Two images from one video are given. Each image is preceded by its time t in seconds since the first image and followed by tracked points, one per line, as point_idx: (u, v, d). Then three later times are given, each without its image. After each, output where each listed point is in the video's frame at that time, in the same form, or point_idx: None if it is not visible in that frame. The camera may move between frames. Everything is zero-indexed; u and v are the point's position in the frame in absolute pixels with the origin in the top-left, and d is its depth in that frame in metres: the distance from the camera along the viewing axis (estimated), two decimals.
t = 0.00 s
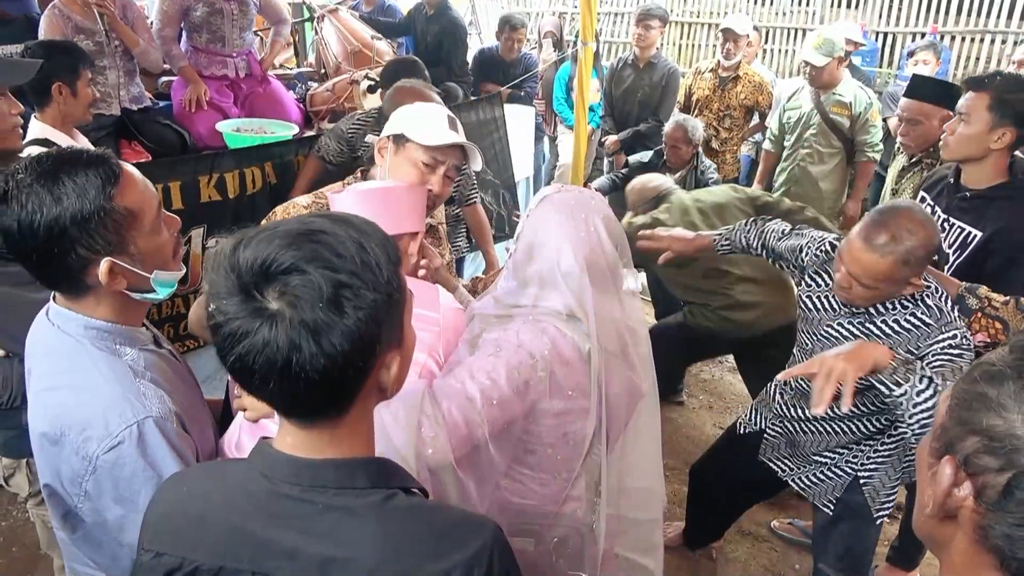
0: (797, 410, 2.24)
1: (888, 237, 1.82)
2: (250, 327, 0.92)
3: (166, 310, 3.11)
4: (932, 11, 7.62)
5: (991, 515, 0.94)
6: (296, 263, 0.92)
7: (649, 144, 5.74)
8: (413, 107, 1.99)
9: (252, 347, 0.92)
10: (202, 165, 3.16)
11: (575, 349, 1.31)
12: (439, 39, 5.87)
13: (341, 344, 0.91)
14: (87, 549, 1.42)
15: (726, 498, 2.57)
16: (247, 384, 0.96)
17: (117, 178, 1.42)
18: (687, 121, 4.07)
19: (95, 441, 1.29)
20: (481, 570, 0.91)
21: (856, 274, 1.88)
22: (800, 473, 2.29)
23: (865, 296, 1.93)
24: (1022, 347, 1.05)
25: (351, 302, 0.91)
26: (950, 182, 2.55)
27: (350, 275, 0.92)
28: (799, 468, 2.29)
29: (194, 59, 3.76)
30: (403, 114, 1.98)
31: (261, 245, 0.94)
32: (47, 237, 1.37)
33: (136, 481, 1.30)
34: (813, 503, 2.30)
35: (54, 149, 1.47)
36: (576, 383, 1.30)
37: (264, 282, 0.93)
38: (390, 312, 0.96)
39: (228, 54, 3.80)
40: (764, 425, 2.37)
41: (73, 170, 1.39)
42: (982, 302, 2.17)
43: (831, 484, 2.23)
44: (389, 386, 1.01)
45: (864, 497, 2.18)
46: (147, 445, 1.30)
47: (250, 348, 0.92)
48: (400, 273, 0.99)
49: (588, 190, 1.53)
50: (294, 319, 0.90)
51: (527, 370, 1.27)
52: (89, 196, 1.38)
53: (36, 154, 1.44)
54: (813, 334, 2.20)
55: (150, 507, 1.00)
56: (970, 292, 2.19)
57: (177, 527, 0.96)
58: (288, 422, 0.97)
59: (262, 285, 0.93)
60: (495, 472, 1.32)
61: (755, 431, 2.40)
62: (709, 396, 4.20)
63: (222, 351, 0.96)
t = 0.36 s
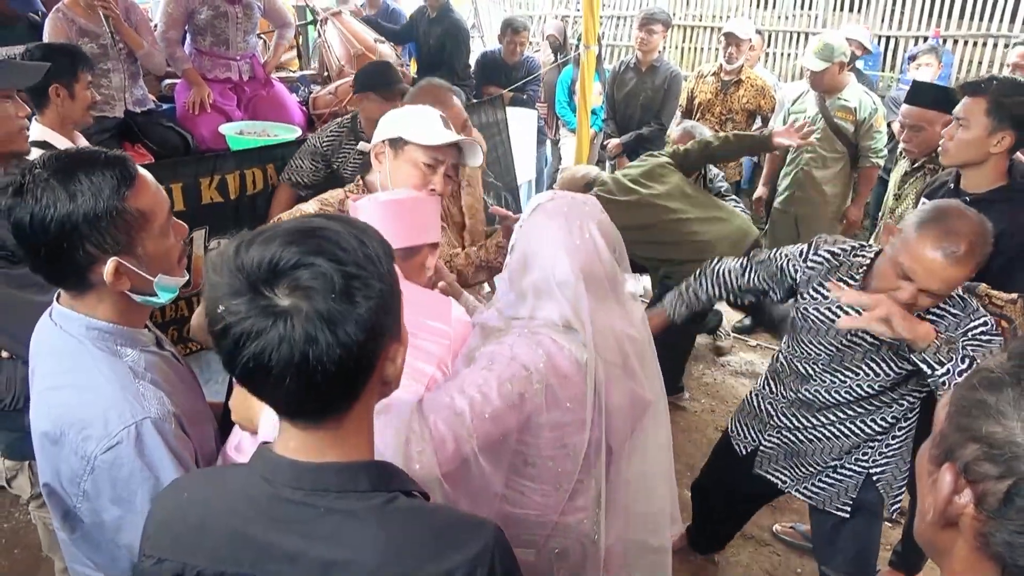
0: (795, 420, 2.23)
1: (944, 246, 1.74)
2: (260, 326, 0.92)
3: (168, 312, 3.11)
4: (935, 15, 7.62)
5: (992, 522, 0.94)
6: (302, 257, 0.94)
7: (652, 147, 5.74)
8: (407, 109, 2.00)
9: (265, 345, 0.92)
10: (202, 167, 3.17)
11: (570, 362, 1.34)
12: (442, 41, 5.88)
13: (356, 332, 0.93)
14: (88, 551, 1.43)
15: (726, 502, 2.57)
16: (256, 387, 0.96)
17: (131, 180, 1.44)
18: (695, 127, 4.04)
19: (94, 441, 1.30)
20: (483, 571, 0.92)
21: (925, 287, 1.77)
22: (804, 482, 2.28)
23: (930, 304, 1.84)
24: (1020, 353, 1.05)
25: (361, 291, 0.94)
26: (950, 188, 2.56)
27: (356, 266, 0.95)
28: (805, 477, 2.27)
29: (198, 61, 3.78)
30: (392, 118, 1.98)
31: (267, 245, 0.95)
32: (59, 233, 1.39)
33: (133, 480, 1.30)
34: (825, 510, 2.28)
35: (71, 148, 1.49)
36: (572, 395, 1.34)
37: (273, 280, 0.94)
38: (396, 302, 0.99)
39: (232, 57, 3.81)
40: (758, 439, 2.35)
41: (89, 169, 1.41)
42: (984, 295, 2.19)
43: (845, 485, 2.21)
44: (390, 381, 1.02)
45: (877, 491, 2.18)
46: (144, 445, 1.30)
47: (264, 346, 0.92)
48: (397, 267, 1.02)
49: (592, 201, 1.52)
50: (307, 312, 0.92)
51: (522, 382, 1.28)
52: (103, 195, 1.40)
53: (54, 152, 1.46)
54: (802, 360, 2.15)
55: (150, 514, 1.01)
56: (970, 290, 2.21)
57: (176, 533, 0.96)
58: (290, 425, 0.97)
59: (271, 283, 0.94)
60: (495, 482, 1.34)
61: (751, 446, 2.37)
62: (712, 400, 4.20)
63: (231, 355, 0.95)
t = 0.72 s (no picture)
0: (796, 428, 2.22)
1: (943, 242, 1.75)
2: (273, 327, 0.92)
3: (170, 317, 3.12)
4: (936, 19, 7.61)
5: (985, 528, 0.94)
6: (313, 258, 0.94)
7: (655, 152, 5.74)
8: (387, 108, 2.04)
9: (278, 345, 0.92)
10: (204, 173, 3.19)
11: (592, 375, 1.32)
12: (444, 47, 5.89)
13: (368, 331, 0.94)
14: (91, 557, 1.43)
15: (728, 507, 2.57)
16: (265, 389, 0.96)
17: (135, 188, 1.45)
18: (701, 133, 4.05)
19: (96, 448, 1.30)
20: None
21: (931, 282, 1.78)
22: (805, 489, 2.25)
23: (933, 295, 1.85)
24: (1012, 358, 1.05)
25: (372, 291, 0.95)
26: (953, 194, 2.58)
27: (366, 266, 0.96)
28: (806, 485, 2.24)
29: (200, 68, 3.79)
30: (375, 118, 2.00)
31: (278, 248, 0.96)
32: (60, 239, 1.39)
33: (137, 486, 1.31)
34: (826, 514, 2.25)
35: (75, 156, 1.49)
36: (588, 413, 1.33)
37: (284, 282, 0.94)
38: (403, 303, 1.00)
39: (234, 64, 3.82)
40: (758, 450, 2.33)
41: (93, 177, 1.42)
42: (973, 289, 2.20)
43: (846, 487, 2.19)
44: (395, 384, 1.03)
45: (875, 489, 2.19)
46: (147, 450, 1.31)
47: (278, 346, 0.92)
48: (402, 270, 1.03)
49: (595, 208, 1.47)
50: (321, 311, 0.92)
51: (539, 402, 1.27)
52: (106, 203, 1.40)
53: (59, 159, 1.47)
54: (803, 372, 2.13)
55: (155, 520, 1.01)
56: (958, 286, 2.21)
57: (180, 539, 0.97)
58: (296, 428, 0.98)
59: (282, 285, 0.94)
60: (516, 493, 1.32)
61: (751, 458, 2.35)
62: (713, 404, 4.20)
63: (242, 357, 0.95)
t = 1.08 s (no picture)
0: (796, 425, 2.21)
1: (908, 209, 1.75)
2: (279, 329, 0.92)
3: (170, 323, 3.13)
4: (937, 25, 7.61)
5: (980, 536, 0.93)
6: (318, 261, 0.94)
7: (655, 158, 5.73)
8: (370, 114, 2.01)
9: (284, 347, 0.92)
10: (206, 178, 3.20)
11: (600, 371, 1.33)
12: (444, 52, 5.89)
13: (373, 331, 0.94)
14: (96, 565, 1.43)
15: (728, 512, 2.56)
16: (270, 392, 0.95)
17: (142, 192, 1.46)
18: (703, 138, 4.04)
19: (102, 453, 1.30)
20: None
21: (908, 249, 1.76)
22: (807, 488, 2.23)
23: (912, 268, 1.82)
24: (1007, 364, 1.05)
25: (377, 292, 0.95)
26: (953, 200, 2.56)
27: (370, 268, 0.96)
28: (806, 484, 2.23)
29: (201, 73, 3.80)
30: (360, 128, 1.98)
31: (282, 251, 0.96)
32: (70, 241, 1.39)
33: (144, 491, 1.30)
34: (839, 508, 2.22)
35: (81, 161, 1.50)
36: (596, 408, 1.33)
37: (289, 285, 0.94)
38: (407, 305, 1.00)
39: (235, 69, 3.83)
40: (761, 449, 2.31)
41: (102, 180, 1.43)
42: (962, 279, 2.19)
43: (853, 480, 2.15)
44: (397, 387, 1.03)
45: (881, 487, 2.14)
46: (153, 454, 1.31)
47: (284, 348, 0.92)
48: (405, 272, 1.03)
49: (611, 209, 1.48)
50: (326, 312, 0.92)
51: (548, 397, 1.27)
52: (115, 206, 1.41)
53: (67, 162, 1.48)
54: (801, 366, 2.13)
55: (157, 523, 1.01)
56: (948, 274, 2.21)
57: (182, 543, 0.96)
58: (298, 431, 0.97)
59: (288, 287, 0.94)
60: (524, 492, 1.32)
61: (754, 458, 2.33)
62: (713, 410, 4.19)
63: (247, 360, 0.95)
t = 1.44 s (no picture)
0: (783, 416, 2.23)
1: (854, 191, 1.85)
2: (279, 336, 0.93)
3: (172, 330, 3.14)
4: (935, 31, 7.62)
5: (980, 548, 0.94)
6: (318, 269, 0.95)
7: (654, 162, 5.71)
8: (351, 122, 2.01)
9: (285, 355, 0.93)
10: (212, 189, 3.21)
11: (605, 369, 1.33)
12: (444, 58, 5.90)
13: (372, 339, 0.95)
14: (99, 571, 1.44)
15: (727, 516, 2.57)
16: (270, 398, 0.96)
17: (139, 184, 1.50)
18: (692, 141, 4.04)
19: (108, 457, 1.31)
20: None
21: (853, 228, 1.86)
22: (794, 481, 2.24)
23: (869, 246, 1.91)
24: (1005, 375, 1.05)
25: (377, 300, 0.96)
26: (949, 204, 2.56)
27: (369, 276, 0.97)
28: (791, 477, 2.24)
29: (201, 79, 3.81)
30: (338, 136, 1.99)
31: (284, 259, 0.97)
32: (78, 235, 1.40)
33: (150, 493, 1.32)
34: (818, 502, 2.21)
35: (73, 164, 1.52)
36: (602, 408, 1.32)
37: (290, 292, 0.95)
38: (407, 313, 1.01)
39: (235, 75, 3.85)
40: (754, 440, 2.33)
41: (101, 175, 1.46)
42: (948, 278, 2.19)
43: (834, 476, 2.16)
44: (396, 394, 1.04)
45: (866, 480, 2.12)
46: (158, 457, 1.32)
47: (284, 355, 0.93)
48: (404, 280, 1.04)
49: (615, 212, 1.51)
50: (326, 319, 0.93)
51: (554, 397, 1.28)
52: (118, 197, 1.44)
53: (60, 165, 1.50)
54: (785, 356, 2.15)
55: (158, 527, 1.02)
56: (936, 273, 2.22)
57: (184, 548, 0.97)
58: (298, 437, 0.98)
59: (290, 295, 0.95)
60: (534, 496, 1.31)
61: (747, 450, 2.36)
62: (713, 414, 4.19)
63: (248, 367, 0.96)
